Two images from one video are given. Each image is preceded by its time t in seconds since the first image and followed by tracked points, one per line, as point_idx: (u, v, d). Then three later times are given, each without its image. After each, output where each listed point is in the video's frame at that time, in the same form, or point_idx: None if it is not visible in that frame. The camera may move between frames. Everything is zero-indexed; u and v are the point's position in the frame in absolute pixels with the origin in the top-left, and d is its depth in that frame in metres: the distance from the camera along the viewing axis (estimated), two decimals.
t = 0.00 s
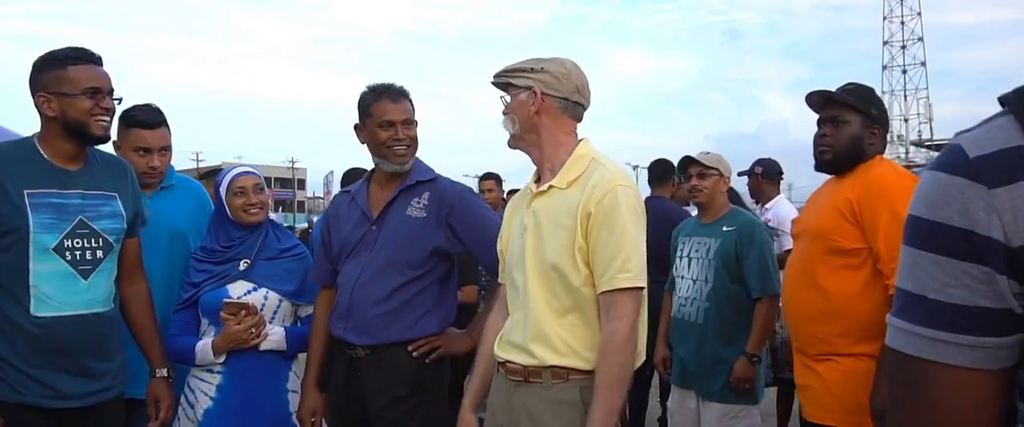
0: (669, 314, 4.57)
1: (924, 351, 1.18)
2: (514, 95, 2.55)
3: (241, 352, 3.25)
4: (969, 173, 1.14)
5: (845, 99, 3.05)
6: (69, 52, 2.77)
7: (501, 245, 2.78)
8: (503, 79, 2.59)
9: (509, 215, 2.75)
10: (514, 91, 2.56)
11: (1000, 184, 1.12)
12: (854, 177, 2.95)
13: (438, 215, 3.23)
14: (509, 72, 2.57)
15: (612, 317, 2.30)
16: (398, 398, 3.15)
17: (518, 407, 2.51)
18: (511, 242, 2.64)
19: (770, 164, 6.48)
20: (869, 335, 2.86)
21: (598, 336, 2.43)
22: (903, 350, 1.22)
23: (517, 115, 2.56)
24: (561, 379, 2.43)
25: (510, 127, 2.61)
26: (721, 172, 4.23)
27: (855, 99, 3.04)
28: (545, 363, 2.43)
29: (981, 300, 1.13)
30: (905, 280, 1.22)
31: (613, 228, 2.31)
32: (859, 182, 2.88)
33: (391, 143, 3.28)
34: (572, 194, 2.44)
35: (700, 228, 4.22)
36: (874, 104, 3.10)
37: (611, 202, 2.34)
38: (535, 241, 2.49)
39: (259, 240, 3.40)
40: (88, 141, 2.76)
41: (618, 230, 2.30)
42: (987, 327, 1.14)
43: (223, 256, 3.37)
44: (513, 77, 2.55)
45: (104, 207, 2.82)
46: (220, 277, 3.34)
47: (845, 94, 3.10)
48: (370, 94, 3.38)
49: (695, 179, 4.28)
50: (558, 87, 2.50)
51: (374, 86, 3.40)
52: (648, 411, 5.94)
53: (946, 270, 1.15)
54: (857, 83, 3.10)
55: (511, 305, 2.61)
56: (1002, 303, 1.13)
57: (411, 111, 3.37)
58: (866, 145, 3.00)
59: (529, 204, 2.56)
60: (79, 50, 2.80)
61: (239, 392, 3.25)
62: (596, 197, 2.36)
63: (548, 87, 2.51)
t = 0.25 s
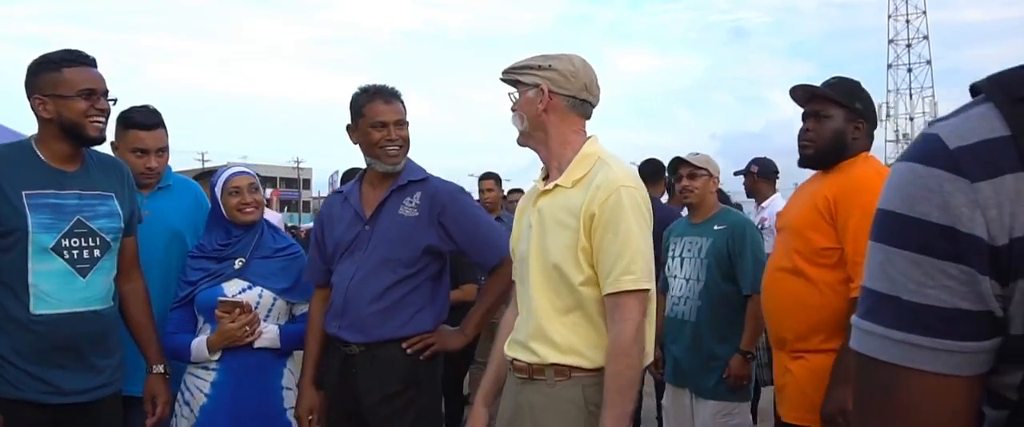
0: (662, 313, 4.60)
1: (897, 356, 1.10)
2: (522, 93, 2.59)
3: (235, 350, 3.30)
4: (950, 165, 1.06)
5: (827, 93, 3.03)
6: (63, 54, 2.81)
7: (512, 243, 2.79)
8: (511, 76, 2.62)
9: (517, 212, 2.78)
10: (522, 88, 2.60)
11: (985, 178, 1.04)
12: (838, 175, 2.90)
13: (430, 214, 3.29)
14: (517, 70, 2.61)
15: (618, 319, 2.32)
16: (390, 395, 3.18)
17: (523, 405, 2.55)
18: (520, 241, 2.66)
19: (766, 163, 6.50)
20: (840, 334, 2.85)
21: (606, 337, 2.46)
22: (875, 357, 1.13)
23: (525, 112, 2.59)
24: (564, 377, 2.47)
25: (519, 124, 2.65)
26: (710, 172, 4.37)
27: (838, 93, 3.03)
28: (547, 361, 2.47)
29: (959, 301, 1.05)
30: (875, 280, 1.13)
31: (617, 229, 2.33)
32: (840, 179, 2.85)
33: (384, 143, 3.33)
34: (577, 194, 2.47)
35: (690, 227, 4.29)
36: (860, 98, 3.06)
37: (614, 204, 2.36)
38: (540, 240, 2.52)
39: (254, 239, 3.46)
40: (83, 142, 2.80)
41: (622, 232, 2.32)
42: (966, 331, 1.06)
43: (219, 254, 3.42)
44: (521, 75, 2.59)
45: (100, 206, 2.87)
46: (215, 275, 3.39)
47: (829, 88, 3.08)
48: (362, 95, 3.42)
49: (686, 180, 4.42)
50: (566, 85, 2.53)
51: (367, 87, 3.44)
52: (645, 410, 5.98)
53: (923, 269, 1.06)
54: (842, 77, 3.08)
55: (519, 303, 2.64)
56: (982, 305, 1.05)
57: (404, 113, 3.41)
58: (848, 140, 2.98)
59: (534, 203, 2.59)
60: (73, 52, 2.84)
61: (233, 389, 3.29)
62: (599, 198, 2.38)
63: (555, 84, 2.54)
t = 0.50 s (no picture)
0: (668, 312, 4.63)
1: (887, 360, 1.04)
2: (538, 93, 2.64)
3: (243, 346, 3.37)
4: (945, 152, 1.00)
5: (817, 91, 3.01)
6: (73, 57, 2.88)
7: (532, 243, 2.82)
8: (528, 76, 2.66)
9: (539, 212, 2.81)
10: (538, 88, 2.64)
11: (983, 165, 0.98)
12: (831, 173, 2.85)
13: (434, 212, 3.33)
14: (533, 70, 2.65)
15: (636, 322, 2.33)
16: (396, 390, 3.22)
17: (540, 400, 2.60)
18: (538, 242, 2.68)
19: (774, 162, 6.50)
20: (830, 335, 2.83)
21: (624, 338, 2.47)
22: (860, 359, 1.07)
23: (543, 112, 2.63)
24: (579, 374, 2.50)
25: (538, 123, 2.69)
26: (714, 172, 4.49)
27: (829, 89, 2.99)
28: (562, 359, 2.51)
29: (956, 300, 0.99)
30: (859, 277, 1.07)
31: (634, 231, 2.33)
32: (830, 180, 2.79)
33: (388, 144, 3.38)
34: (595, 195, 2.49)
35: (694, 226, 4.33)
36: (854, 93, 3.00)
37: (631, 205, 2.36)
38: (560, 240, 2.54)
39: (262, 238, 3.52)
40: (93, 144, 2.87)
41: (639, 235, 2.32)
42: (961, 332, 1.00)
43: (228, 252, 3.49)
44: (537, 75, 2.63)
45: (112, 206, 2.92)
46: (224, 273, 3.45)
47: (821, 84, 3.05)
48: (367, 96, 3.48)
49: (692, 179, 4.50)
50: (582, 85, 2.56)
51: (371, 87, 3.50)
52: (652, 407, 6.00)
53: (915, 264, 1.00)
54: (834, 72, 3.03)
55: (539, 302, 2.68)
56: (980, 303, 0.99)
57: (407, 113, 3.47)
58: (838, 136, 2.94)
59: (554, 204, 2.62)
60: (83, 55, 2.91)
61: (241, 384, 3.36)
62: (617, 199, 2.39)
63: (571, 84, 2.57)
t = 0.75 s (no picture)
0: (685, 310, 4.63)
1: (884, 366, 1.00)
2: (568, 91, 2.66)
3: (263, 343, 3.43)
4: (947, 140, 0.97)
5: (819, 86, 2.98)
6: (99, 60, 2.96)
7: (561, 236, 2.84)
8: (557, 75, 2.67)
9: (569, 209, 2.83)
10: (567, 87, 2.66)
11: (986, 150, 0.95)
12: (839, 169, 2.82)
13: (450, 209, 3.40)
14: (561, 69, 2.67)
15: (661, 318, 2.33)
16: (417, 384, 3.28)
17: (562, 395, 2.63)
18: (568, 240, 2.71)
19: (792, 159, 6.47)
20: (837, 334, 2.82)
21: (647, 334, 2.50)
22: (858, 366, 1.03)
23: (574, 110, 2.65)
24: (606, 371, 2.52)
25: (569, 122, 2.70)
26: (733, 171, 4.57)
27: (831, 84, 2.96)
28: (589, 354, 2.54)
29: (960, 297, 0.95)
30: (857, 277, 1.03)
31: (665, 227, 2.35)
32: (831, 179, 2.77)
33: (403, 146, 3.42)
34: (628, 191, 2.51)
35: (711, 224, 4.34)
36: (858, 86, 2.96)
37: (663, 202, 2.38)
38: (591, 237, 2.57)
39: (282, 235, 3.59)
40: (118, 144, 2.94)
41: (669, 231, 2.33)
42: (965, 332, 0.96)
43: (248, 250, 3.56)
44: (565, 73, 2.65)
45: (137, 204, 3.00)
46: (245, 270, 3.52)
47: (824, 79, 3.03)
48: (383, 97, 3.51)
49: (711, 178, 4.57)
50: (611, 79, 2.59)
51: (389, 88, 3.54)
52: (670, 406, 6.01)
53: (915, 260, 0.97)
54: (836, 68, 3.00)
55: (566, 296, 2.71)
56: (987, 302, 0.95)
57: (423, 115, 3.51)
58: (842, 133, 2.94)
59: (585, 201, 2.64)
60: (108, 58, 2.99)
61: (262, 378, 3.42)
62: (648, 197, 2.41)
63: (602, 80, 2.59)
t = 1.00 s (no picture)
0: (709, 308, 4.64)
1: (898, 354, 0.92)
2: (598, 93, 2.64)
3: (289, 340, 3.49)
4: (974, 104, 0.90)
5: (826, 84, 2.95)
6: (133, 62, 3.05)
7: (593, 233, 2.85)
8: (584, 78, 2.66)
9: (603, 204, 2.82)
10: (598, 88, 2.65)
11: (1016, 115, 0.88)
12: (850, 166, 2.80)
13: (473, 208, 3.48)
14: (589, 72, 2.65)
15: (688, 316, 2.33)
16: (444, 375, 3.37)
17: (587, 390, 2.66)
18: (602, 234, 2.72)
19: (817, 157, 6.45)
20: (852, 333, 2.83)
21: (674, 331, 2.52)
22: (868, 354, 0.94)
23: (605, 111, 2.63)
24: (633, 368, 2.55)
25: (599, 124, 2.68)
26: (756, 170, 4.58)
27: (839, 81, 2.92)
28: (616, 351, 2.56)
29: (983, 277, 0.88)
30: (867, 259, 0.94)
31: (699, 226, 2.35)
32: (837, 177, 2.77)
33: (423, 156, 3.46)
34: (663, 189, 2.49)
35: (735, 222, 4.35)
36: (867, 83, 2.92)
37: (698, 201, 2.38)
38: (625, 235, 2.57)
39: (308, 233, 3.65)
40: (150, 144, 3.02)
41: (701, 230, 2.34)
42: (985, 317, 0.89)
43: (274, 248, 3.63)
44: (594, 75, 2.63)
45: (170, 202, 3.09)
46: (270, 268, 3.60)
47: (832, 77, 2.98)
48: (407, 101, 3.52)
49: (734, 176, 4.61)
50: (641, 76, 2.58)
51: (417, 92, 3.55)
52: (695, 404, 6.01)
53: (935, 239, 0.88)
54: (845, 64, 2.96)
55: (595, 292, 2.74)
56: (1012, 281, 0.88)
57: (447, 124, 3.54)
58: (850, 130, 2.90)
59: (619, 197, 2.63)
60: (142, 60, 3.08)
61: (289, 373, 3.49)
62: (684, 195, 2.41)
63: (631, 78, 2.58)
